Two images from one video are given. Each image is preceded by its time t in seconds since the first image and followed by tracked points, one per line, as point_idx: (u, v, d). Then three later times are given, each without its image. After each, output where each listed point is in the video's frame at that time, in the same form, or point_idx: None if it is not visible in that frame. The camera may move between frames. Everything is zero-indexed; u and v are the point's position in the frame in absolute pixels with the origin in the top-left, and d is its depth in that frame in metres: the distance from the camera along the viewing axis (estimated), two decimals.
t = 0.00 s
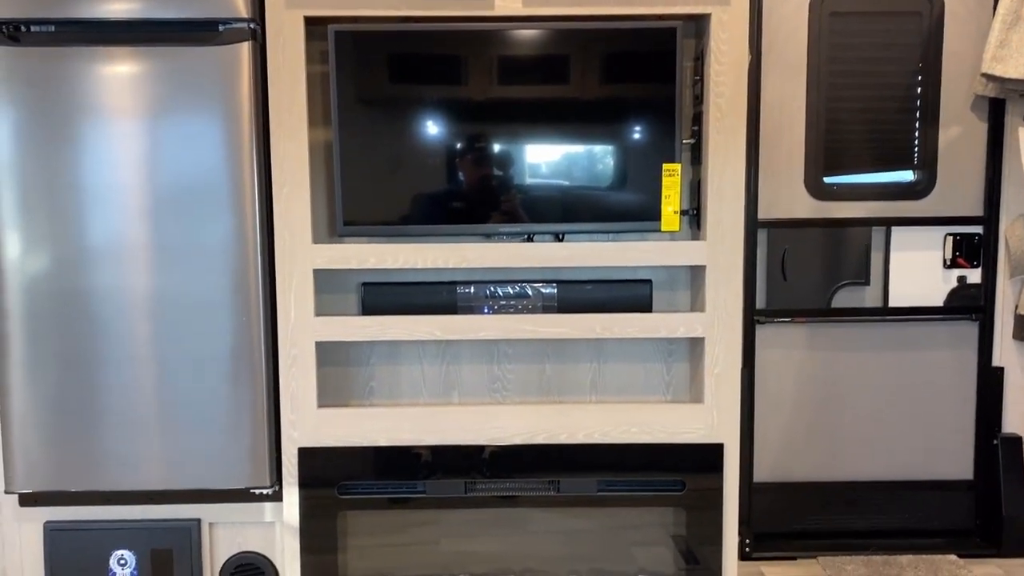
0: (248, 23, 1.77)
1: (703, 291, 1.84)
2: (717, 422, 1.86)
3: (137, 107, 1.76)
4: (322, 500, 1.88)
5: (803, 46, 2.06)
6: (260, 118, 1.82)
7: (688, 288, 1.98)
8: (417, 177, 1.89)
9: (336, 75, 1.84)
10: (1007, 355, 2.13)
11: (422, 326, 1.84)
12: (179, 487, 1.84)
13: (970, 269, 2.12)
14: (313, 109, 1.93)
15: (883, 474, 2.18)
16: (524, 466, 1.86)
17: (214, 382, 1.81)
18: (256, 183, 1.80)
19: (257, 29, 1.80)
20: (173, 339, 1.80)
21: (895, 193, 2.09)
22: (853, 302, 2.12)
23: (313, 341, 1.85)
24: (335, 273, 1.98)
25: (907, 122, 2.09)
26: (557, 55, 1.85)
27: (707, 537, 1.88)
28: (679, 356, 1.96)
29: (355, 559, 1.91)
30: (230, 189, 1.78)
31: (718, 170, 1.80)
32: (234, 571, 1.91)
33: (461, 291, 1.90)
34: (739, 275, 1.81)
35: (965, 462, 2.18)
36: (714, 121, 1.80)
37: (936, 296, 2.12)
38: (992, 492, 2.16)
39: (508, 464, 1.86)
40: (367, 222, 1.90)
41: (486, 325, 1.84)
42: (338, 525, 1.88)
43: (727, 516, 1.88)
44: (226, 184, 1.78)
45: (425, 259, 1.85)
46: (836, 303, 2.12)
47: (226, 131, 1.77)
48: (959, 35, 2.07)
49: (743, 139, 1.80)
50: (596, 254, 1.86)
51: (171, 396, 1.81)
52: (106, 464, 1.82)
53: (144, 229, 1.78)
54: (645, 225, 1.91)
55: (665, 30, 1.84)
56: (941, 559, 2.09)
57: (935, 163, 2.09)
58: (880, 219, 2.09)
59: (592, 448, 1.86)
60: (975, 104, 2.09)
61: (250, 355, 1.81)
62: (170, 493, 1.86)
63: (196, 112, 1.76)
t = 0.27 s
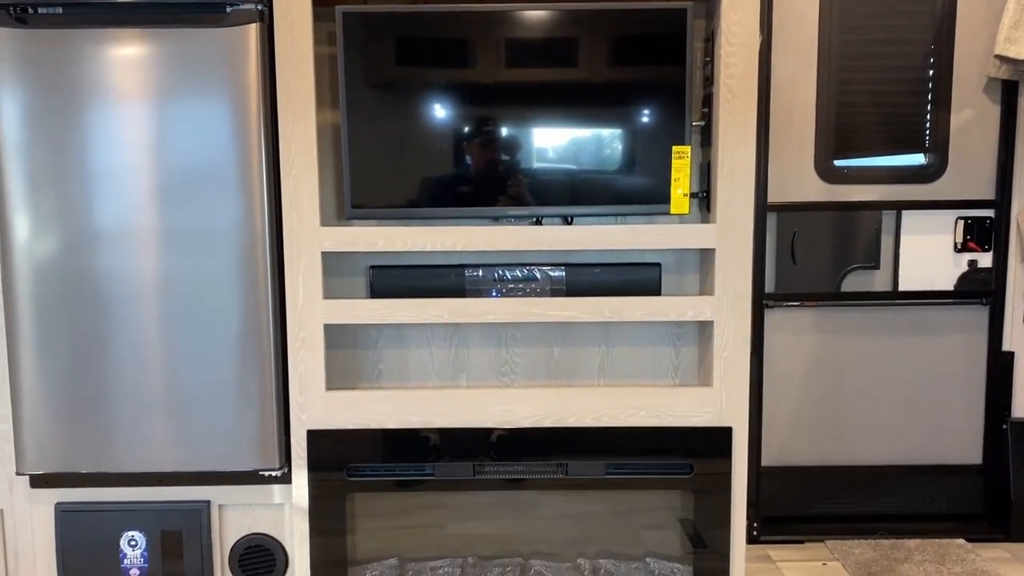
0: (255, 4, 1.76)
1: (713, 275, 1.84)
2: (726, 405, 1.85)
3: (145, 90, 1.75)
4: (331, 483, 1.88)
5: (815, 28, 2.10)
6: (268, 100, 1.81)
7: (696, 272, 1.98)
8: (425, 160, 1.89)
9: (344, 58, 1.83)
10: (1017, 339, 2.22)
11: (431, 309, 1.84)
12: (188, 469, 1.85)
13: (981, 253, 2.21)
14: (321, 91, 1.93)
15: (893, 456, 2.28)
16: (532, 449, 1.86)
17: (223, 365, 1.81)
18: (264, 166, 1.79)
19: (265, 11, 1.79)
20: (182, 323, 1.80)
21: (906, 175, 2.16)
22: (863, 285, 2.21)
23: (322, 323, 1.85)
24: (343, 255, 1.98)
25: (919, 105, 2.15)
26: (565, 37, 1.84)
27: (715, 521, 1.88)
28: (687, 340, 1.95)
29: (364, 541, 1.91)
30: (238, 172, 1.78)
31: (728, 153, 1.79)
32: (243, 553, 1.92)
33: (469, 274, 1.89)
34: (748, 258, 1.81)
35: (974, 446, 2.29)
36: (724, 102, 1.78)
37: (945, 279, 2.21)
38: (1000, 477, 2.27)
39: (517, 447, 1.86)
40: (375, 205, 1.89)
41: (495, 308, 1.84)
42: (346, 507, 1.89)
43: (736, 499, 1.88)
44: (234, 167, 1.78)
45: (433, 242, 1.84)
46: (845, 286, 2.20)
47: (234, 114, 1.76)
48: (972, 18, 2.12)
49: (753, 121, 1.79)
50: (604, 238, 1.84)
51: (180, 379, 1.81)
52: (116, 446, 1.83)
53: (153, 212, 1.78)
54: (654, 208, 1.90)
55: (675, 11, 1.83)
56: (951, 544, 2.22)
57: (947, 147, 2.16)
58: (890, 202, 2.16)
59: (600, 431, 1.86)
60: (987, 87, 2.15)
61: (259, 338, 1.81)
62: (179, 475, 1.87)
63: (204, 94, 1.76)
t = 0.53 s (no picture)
0: None
1: (721, 258, 1.83)
2: (732, 389, 1.85)
3: (151, 70, 1.75)
4: (337, 465, 1.88)
5: (827, 11, 2.15)
6: (275, 81, 1.80)
7: (705, 256, 1.97)
8: (432, 143, 1.88)
9: (350, 38, 1.82)
10: None
11: (437, 291, 1.84)
12: (194, 450, 1.85)
13: (991, 237, 2.27)
14: (328, 72, 1.91)
15: (902, 441, 2.37)
16: (539, 432, 1.86)
17: (229, 346, 1.81)
18: (271, 147, 1.78)
19: None
20: (189, 304, 1.80)
21: (917, 159, 2.21)
22: (872, 269, 2.27)
23: (329, 305, 1.85)
24: (350, 237, 1.98)
25: (931, 89, 2.20)
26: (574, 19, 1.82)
27: (720, 505, 1.88)
28: (695, 323, 1.95)
29: (370, 522, 1.92)
30: (244, 153, 1.77)
31: (737, 136, 1.78)
32: (249, 534, 1.93)
33: (476, 256, 1.89)
34: (757, 241, 1.80)
35: (981, 431, 2.37)
36: (735, 84, 1.77)
37: (955, 263, 2.28)
38: (1008, 463, 2.37)
39: (524, 429, 1.86)
40: (382, 187, 1.89)
41: (502, 290, 1.83)
42: (353, 489, 1.89)
43: (742, 484, 1.87)
44: (239, 147, 1.77)
45: (440, 224, 1.84)
46: (854, 270, 2.27)
47: (240, 94, 1.76)
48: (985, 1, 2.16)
49: (763, 103, 1.77)
50: (611, 220, 1.83)
51: (186, 360, 1.81)
52: (122, 426, 1.84)
53: (160, 193, 1.77)
54: (663, 191, 1.88)
55: None
56: (957, 529, 2.34)
57: (958, 131, 2.21)
58: (901, 186, 2.21)
59: (606, 415, 1.86)
60: (998, 71, 2.20)
61: (265, 319, 1.81)
62: (185, 455, 1.87)
63: (209, 73, 1.75)
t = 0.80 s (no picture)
0: None
1: (728, 240, 1.82)
2: (739, 371, 1.85)
3: (156, 48, 1.73)
4: (342, 446, 1.88)
5: None
6: (280, 60, 1.79)
7: (711, 238, 1.96)
8: (438, 123, 1.87)
9: (356, 17, 1.81)
10: None
11: (442, 272, 1.83)
12: (200, 429, 1.85)
13: (1001, 221, 2.27)
14: (334, 52, 1.90)
15: (909, 425, 2.38)
16: (545, 414, 1.86)
17: (235, 325, 1.81)
18: (276, 127, 1.78)
19: None
20: (194, 284, 1.80)
21: (925, 141, 2.21)
22: (880, 252, 2.27)
23: (333, 286, 1.84)
24: (356, 217, 1.97)
25: (941, 71, 2.19)
26: None
27: (725, 488, 1.88)
28: (701, 306, 1.94)
29: (376, 503, 1.92)
30: (250, 132, 1.76)
31: (746, 116, 1.76)
32: (255, 513, 1.94)
33: (482, 238, 1.88)
34: (765, 222, 1.79)
35: (987, 415, 2.38)
36: (744, 64, 1.75)
37: (963, 246, 2.28)
38: (1014, 447, 2.37)
39: (530, 410, 1.86)
40: (388, 167, 1.88)
41: (508, 271, 1.82)
42: (358, 470, 1.89)
43: (747, 466, 1.87)
44: (245, 127, 1.76)
45: (446, 205, 1.83)
46: (861, 253, 2.27)
47: (245, 73, 1.75)
48: None
49: (772, 83, 1.76)
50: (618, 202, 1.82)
51: (192, 339, 1.81)
52: (128, 406, 1.84)
53: (165, 172, 1.77)
54: (670, 172, 1.87)
55: None
56: (963, 513, 2.33)
57: (968, 113, 2.20)
58: (910, 168, 2.21)
59: (612, 396, 1.86)
60: (1010, 52, 2.19)
61: (271, 299, 1.81)
62: (191, 435, 1.87)
63: (214, 52, 1.74)
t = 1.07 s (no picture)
0: None
1: (736, 219, 1.81)
2: (747, 351, 1.84)
3: (160, 25, 1.72)
4: (349, 426, 1.88)
5: None
6: (285, 37, 1.77)
7: (720, 217, 1.95)
8: (444, 101, 1.85)
9: None
10: None
11: (448, 251, 1.82)
12: (207, 409, 1.86)
13: (1010, 200, 2.27)
14: (340, 29, 1.88)
15: (918, 405, 2.40)
16: (551, 393, 1.86)
17: (241, 304, 1.80)
18: (281, 105, 1.76)
19: None
20: (200, 263, 1.79)
21: (935, 119, 2.19)
22: (888, 232, 2.27)
23: (339, 264, 1.82)
24: (362, 195, 1.96)
25: (951, 49, 2.17)
26: None
27: (732, 467, 1.88)
28: (709, 284, 1.94)
29: (382, 482, 1.92)
30: (255, 110, 1.75)
31: (755, 93, 1.75)
32: (262, 492, 1.95)
33: (488, 217, 1.87)
34: (774, 199, 1.78)
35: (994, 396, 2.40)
36: (754, 40, 1.73)
37: (973, 226, 2.28)
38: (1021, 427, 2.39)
39: (537, 388, 1.86)
40: (393, 146, 1.87)
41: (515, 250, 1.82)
42: (365, 450, 1.89)
43: (755, 445, 1.87)
44: (250, 105, 1.75)
45: (452, 183, 1.82)
46: (869, 233, 2.27)
47: (250, 50, 1.73)
48: None
49: (782, 58, 1.74)
50: (625, 180, 1.81)
51: (198, 319, 1.81)
52: (135, 385, 1.84)
53: (169, 151, 1.76)
54: (679, 149, 1.86)
55: None
56: (970, 493, 2.34)
57: (979, 91, 2.18)
58: (919, 147, 2.20)
59: (619, 375, 1.85)
60: None
61: (277, 278, 1.80)
62: (198, 414, 1.88)
63: (218, 29, 1.72)
